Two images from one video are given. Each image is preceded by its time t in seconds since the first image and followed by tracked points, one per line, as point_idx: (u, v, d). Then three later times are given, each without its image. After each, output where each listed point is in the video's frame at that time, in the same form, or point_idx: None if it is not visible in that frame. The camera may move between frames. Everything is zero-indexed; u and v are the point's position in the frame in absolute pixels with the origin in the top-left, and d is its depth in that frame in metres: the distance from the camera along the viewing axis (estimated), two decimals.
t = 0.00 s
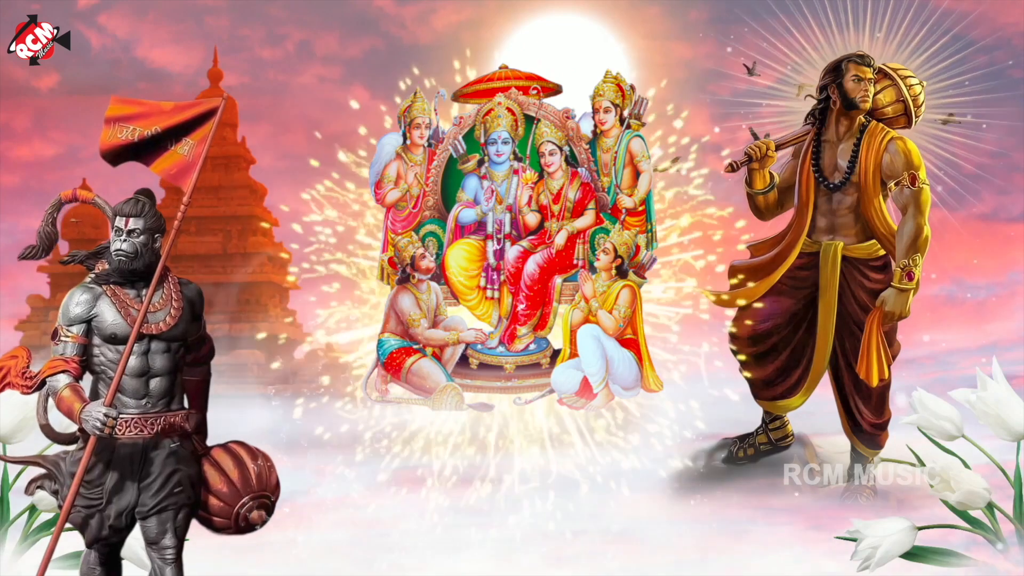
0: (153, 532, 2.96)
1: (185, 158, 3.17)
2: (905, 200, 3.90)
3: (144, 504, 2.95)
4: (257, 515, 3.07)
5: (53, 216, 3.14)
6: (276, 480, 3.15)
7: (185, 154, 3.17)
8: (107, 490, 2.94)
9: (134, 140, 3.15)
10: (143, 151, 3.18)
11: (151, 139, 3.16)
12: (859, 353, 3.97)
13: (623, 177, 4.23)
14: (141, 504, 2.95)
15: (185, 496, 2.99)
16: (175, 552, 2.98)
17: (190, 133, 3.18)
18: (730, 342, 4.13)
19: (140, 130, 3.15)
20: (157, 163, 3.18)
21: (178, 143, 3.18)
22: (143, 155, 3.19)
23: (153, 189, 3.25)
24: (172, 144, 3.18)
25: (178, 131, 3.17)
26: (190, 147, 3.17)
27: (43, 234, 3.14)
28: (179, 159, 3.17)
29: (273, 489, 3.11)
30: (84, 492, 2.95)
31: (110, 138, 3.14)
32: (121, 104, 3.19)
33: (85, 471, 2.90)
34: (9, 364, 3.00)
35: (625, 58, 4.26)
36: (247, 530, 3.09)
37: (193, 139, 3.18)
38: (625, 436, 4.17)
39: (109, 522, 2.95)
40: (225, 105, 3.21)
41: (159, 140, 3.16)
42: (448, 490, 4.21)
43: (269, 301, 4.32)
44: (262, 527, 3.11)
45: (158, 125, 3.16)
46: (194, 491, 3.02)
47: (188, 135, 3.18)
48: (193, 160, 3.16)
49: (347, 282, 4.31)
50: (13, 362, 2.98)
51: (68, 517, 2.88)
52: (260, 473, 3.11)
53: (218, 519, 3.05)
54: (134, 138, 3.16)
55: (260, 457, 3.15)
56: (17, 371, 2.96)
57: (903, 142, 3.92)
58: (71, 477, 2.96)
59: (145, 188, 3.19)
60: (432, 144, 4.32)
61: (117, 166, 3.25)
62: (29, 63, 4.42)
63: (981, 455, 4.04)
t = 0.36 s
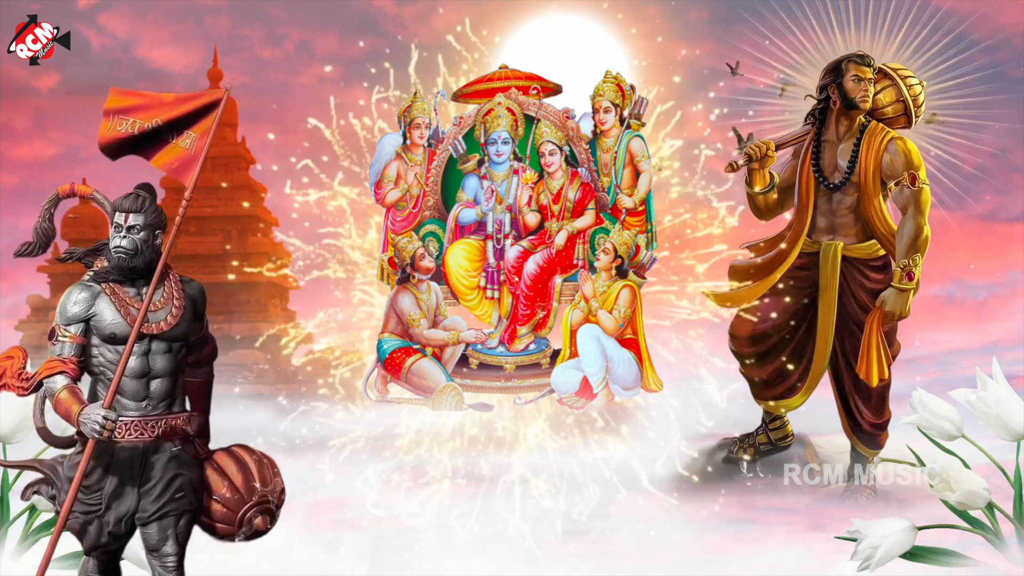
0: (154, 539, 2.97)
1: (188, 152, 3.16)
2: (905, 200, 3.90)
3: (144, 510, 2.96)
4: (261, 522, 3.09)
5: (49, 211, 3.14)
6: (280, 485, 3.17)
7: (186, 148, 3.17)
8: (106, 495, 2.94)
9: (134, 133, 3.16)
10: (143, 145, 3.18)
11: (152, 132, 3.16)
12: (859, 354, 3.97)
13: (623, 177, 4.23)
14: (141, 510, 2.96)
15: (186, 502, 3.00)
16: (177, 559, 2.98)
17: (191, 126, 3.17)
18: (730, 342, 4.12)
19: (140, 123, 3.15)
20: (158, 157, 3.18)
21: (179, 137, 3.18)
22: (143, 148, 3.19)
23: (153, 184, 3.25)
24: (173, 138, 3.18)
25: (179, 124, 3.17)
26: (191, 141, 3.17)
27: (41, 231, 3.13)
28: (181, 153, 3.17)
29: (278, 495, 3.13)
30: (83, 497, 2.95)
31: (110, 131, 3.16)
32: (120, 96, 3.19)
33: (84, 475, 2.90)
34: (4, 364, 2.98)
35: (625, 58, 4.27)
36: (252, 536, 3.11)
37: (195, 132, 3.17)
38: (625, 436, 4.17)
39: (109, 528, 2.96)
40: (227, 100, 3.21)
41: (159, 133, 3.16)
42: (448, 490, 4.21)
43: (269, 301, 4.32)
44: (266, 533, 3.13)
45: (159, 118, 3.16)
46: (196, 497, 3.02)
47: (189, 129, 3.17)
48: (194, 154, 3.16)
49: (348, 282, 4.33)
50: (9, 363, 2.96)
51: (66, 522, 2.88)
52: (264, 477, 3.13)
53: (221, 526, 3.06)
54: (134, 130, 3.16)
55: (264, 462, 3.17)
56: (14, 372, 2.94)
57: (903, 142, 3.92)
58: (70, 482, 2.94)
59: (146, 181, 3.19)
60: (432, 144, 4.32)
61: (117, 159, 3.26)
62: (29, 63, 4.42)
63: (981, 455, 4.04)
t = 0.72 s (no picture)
0: (155, 545, 2.97)
1: (189, 145, 3.16)
2: (905, 200, 3.90)
3: (144, 516, 2.95)
4: (265, 527, 3.08)
5: (47, 207, 3.14)
6: (284, 490, 3.16)
7: (188, 141, 3.16)
8: (105, 501, 2.93)
9: (134, 126, 3.15)
10: (143, 138, 3.18)
11: (152, 124, 3.15)
12: (859, 353, 3.97)
13: (623, 177, 4.23)
14: (141, 516, 2.95)
15: (188, 508, 3.00)
16: (178, 566, 2.98)
17: (193, 118, 3.17)
18: (730, 342, 4.12)
19: (141, 115, 3.15)
20: (158, 150, 3.18)
21: (180, 130, 3.17)
22: (143, 142, 3.19)
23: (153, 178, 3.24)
24: (173, 131, 3.17)
25: (180, 117, 3.16)
26: (193, 134, 3.16)
27: (37, 226, 3.13)
28: (183, 146, 3.16)
29: (282, 500, 3.12)
30: (81, 503, 2.94)
31: (110, 123, 3.15)
32: (120, 88, 3.19)
33: (82, 480, 2.90)
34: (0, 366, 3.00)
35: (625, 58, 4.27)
36: (255, 543, 3.09)
37: (197, 125, 3.17)
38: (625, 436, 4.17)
39: (108, 535, 2.95)
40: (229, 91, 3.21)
41: (160, 125, 3.16)
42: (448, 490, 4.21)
43: (269, 301, 4.33)
44: (271, 539, 3.11)
45: (160, 109, 3.15)
46: (198, 502, 3.03)
47: (191, 121, 3.17)
48: (196, 147, 3.15)
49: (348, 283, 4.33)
50: (5, 363, 2.97)
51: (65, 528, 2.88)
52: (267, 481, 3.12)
53: (224, 531, 3.06)
54: (134, 123, 3.15)
55: (268, 466, 3.16)
56: (10, 373, 2.95)
57: (903, 142, 3.92)
58: (66, 487, 2.95)
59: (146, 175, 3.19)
60: (432, 144, 4.32)
61: (116, 153, 3.25)
62: (29, 63, 4.42)
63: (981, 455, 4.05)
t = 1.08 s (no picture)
0: (155, 552, 2.96)
1: (191, 139, 3.17)
2: (905, 200, 3.90)
3: (144, 522, 2.95)
4: (268, 534, 3.11)
5: (43, 203, 3.13)
6: (289, 495, 3.18)
7: (190, 134, 3.17)
8: (104, 506, 2.93)
9: (134, 119, 3.14)
10: (143, 131, 3.17)
11: (152, 117, 3.15)
12: (859, 353, 3.97)
13: (623, 177, 4.23)
14: (141, 522, 2.95)
15: (190, 514, 3.00)
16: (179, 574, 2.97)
17: (196, 111, 3.18)
18: (730, 342, 4.12)
19: (141, 108, 3.14)
20: (160, 144, 3.18)
21: (183, 123, 3.18)
22: (143, 135, 3.18)
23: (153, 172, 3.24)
24: (176, 124, 3.18)
25: (182, 109, 3.17)
26: (195, 127, 3.18)
27: (34, 223, 3.10)
28: (184, 140, 3.17)
29: (286, 505, 3.15)
30: (79, 508, 2.94)
31: (108, 117, 3.14)
32: (119, 79, 3.18)
33: (80, 485, 2.89)
34: None
35: (625, 57, 4.26)
36: (257, 549, 3.12)
37: (199, 118, 3.18)
38: (625, 437, 4.17)
39: (107, 541, 2.95)
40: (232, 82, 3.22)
41: (161, 118, 3.16)
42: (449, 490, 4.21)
43: (269, 302, 4.32)
44: (273, 545, 3.14)
45: (161, 102, 3.15)
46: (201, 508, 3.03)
47: (193, 114, 3.18)
48: (199, 140, 3.16)
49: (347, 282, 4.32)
50: (1, 364, 2.96)
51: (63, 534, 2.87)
52: (272, 487, 3.14)
53: (226, 538, 3.07)
54: (134, 116, 3.14)
55: (272, 470, 3.18)
56: (6, 374, 2.94)
57: (903, 142, 3.92)
58: (64, 492, 2.93)
59: (146, 170, 3.18)
60: (432, 144, 4.32)
61: (115, 147, 3.23)
62: (29, 63, 4.42)
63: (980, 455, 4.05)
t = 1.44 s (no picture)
0: (156, 555, 2.96)
1: (191, 136, 3.17)
2: (905, 200, 3.90)
3: (144, 525, 2.95)
4: (271, 536, 3.11)
5: (42, 200, 3.13)
6: (292, 498, 3.18)
7: (191, 131, 3.18)
8: (104, 509, 2.93)
9: (134, 115, 3.15)
10: (143, 127, 3.17)
11: (152, 114, 3.15)
12: (859, 353, 3.97)
13: (623, 177, 4.23)
14: (141, 525, 2.94)
15: (191, 516, 3.00)
16: None
17: (196, 107, 3.18)
18: (730, 342, 4.12)
19: (141, 104, 3.14)
20: (160, 141, 3.18)
21: (184, 119, 3.19)
22: (143, 132, 3.18)
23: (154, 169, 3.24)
24: (177, 120, 3.19)
25: (182, 105, 3.17)
26: (196, 123, 3.18)
27: (32, 221, 3.12)
28: (185, 137, 3.18)
29: (289, 508, 3.14)
30: (78, 511, 2.94)
31: (108, 113, 3.14)
32: (119, 75, 3.18)
33: (80, 487, 2.90)
34: None
35: (625, 57, 4.26)
36: (260, 551, 3.13)
37: (200, 114, 3.18)
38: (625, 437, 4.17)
39: (106, 544, 2.94)
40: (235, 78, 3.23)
41: (161, 114, 3.16)
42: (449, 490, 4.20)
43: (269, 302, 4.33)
44: (277, 548, 3.15)
45: (162, 98, 3.16)
46: (201, 511, 3.03)
47: (194, 110, 3.18)
48: (199, 137, 3.17)
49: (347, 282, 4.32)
50: None
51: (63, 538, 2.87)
52: (274, 489, 3.13)
53: (229, 542, 3.07)
54: (134, 112, 3.15)
55: (274, 473, 3.17)
56: (5, 374, 2.93)
57: (903, 142, 3.92)
58: (64, 494, 2.93)
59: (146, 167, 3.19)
60: (432, 144, 4.32)
61: (115, 143, 3.24)
62: (29, 63, 4.42)
63: (981, 455, 4.04)
